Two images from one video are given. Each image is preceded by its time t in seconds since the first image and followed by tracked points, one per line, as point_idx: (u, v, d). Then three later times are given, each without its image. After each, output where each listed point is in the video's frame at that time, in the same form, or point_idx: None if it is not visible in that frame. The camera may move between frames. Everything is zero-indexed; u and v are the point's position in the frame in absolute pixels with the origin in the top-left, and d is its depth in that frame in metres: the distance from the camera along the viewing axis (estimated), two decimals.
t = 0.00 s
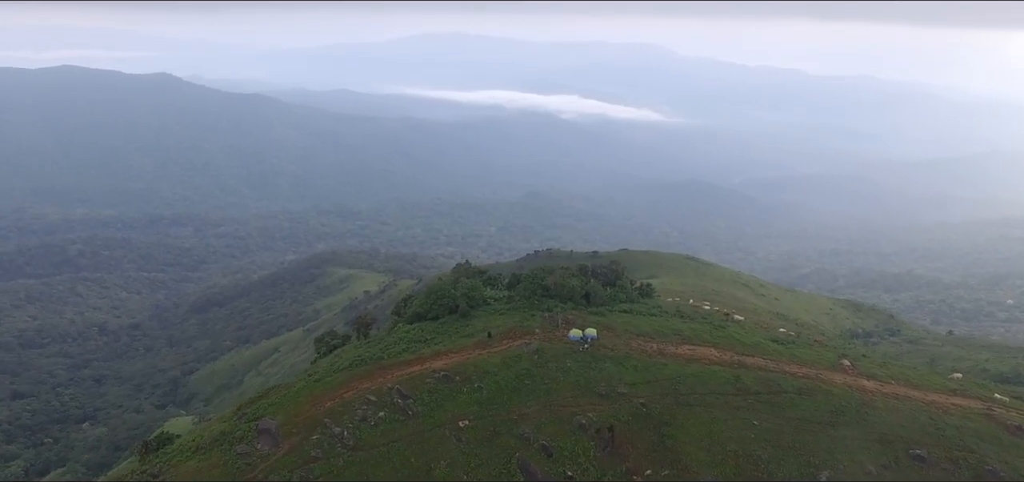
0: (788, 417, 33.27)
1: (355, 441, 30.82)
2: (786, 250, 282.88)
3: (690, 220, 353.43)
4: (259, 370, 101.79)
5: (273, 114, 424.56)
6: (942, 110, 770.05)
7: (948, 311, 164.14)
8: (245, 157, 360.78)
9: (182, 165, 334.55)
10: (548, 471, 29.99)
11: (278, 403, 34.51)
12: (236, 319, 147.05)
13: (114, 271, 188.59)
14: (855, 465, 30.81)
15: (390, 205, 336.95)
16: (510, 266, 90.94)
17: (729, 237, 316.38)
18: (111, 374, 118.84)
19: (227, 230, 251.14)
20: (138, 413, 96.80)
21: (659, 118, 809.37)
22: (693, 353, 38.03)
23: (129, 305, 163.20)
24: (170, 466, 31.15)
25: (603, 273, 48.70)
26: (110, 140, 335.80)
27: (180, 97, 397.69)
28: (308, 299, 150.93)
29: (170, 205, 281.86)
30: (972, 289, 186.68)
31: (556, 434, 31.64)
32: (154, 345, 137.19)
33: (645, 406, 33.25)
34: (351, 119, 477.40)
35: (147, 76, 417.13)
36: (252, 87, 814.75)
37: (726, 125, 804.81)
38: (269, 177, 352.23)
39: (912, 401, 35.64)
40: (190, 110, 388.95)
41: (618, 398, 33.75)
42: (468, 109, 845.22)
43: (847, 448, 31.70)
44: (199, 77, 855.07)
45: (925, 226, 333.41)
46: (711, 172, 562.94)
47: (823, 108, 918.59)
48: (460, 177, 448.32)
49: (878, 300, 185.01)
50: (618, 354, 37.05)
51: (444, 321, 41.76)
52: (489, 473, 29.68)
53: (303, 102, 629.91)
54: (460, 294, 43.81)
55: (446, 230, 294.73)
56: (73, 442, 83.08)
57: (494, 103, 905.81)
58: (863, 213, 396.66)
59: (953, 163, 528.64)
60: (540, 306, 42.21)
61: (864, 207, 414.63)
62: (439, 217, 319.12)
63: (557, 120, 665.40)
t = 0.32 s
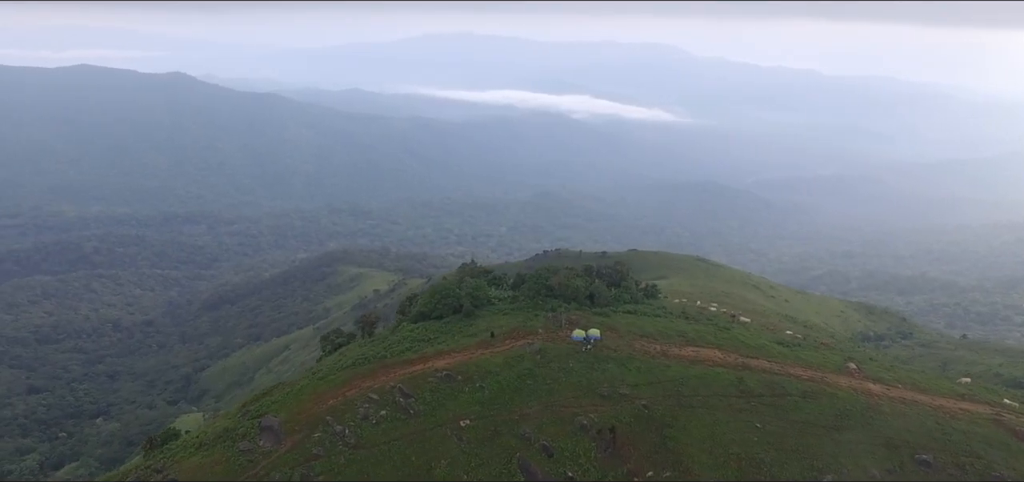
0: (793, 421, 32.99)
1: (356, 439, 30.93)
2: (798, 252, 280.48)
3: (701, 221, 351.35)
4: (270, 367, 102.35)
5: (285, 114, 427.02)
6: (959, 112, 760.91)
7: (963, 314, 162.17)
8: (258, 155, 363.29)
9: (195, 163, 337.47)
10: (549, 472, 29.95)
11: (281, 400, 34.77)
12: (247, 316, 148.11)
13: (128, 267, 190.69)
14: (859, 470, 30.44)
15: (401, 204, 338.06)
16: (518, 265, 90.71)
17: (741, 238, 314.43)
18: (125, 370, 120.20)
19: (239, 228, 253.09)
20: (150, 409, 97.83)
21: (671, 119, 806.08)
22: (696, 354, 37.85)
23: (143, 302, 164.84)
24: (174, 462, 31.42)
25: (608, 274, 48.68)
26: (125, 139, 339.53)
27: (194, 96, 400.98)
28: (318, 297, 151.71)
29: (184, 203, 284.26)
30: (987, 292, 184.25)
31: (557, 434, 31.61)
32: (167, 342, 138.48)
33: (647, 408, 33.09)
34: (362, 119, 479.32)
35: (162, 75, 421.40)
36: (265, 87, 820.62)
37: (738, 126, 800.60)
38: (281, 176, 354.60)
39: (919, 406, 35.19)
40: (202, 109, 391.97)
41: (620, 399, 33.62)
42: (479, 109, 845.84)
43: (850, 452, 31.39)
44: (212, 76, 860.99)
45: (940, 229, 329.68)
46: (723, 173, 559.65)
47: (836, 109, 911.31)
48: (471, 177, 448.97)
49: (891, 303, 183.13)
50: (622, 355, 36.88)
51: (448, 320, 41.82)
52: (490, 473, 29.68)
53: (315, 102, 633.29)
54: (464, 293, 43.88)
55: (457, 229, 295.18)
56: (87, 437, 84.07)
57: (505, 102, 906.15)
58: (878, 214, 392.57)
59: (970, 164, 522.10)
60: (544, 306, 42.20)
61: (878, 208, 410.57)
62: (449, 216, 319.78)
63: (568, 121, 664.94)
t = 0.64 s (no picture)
0: (798, 424, 32.72)
1: (358, 437, 31.07)
2: (812, 253, 278.06)
3: (714, 222, 349.20)
4: (281, 365, 102.84)
5: (298, 113, 429.47)
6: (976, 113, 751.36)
7: (979, 318, 160.03)
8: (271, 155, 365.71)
9: (209, 162, 340.60)
10: (550, 472, 29.89)
11: (285, 398, 34.97)
12: (259, 314, 149.23)
13: (143, 265, 192.85)
14: (864, 475, 30.11)
15: (413, 204, 338.85)
16: (527, 265, 90.60)
17: (753, 240, 312.36)
18: (138, 366, 121.42)
19: (252, 226, 255.02)
20: (163, 405, 98.88)
21: (683, 119, 802.56)
22: (700, 356, 37.61)
23: (157, 299, 166.66)
24: (178, 457, 31.71)
25: (614, 275, 48.51)
26: (140, 139, 343.37)
27: (208, 95, 404.70)
28: (329, 295, 152.53)
29: (197, 201, 286.87)
30: (1004, 296, 181.82)
31: (558, 435, 31.54)
32: (180, 339, 139.85)
33: (649, 410, 32.92)
34: (374, 119, 481.32)
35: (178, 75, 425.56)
36: (279, 86, 826.18)
37: (751, 127, 795.74)
38: (294, 175, 356.92)
39: (926, 410, 34.77)
40: (216, 108, 395.40)
41: (622, 401, 33.52)
42: (490, 109, 846.60)
43: (855, 456, 31.02)
44: (227, 76, 868.12)
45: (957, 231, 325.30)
46: (736, 173, 555.93)
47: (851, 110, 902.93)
48: (483, 177, 449.56)
49: (906, 306, 181.06)
50: (625, 356, 36.75)
51: (452, 320, 41.90)
52: (491, 472, 29.68)
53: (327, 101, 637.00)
54: (468, 293, 43.92)
55: (468, 229, 295.62)
56: (101, 432, 85.10)
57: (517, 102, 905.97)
58: (893, 216, 388.29)
59: (988, 166, 515.10)
60: (548, 306, 42.15)
61: (893, 210, 406.10)
62: (460, 216, 320.30)
63: (580, 121, 664.11)
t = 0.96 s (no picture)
0: (804, 427, 32.41)
1: (361, 435, 31.17)
2: (826, 256, 275.46)
3: (726, 223, 347.13)
4: (292, 363, 103.21)
5: (311, 112, 432.14)
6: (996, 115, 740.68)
7: (995, 323, 157.72)
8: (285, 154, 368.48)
9: (224, 161, 343.73)
10: (551, 473, 29.82)
11: (290, 395, 35.18)
12: (271, 312, 150.42)
13: (158, 262, 195.07)
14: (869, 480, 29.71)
15: (425, 203, 339.67)
16: (535, 265, 90.54)
17: (766, 242, 309.93)
18: (152, 361, 122.73)
19: (265, 225, 257.08)
20: (176, 401, 100.04)
21: (696, 120, 798.19)
22: (705, 358, 37.39)
23: (171, 296, 168.50)
24: (184, 453, 32.04)
25: (620, 275, 48.39)
26: (156, 137, 347.23)
27: (223, 95, 408.34)
28: (340, 294, 153.36)
29: (211, 199, 289.63)
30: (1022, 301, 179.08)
31: (560, 436, 31.47)
32: (194, 335, 141.21)
33: (653, 411, 32.77)
34: (387, 118, 483.40)
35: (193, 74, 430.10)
36: (292, 86, 832.33)
37: (766, 128, 789.28)
38: (306, 174, 359.19)
39: (934, 415, 34.32)
40: (231, 107, 398.75)
41: (625, 402, 33.34)
42: (502, 109, 847.13)
43: (861, 461, 30.66)
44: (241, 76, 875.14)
45: (976, 234, 320.58)
46: (750, 174, 551.71)
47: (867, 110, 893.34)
48: (495, 177, 450.03)
49: (921, 310, 178.93)
50: (629, 357, 36.60)
51: (457, 319, 41.92)
52: (492, 472, 29.69)
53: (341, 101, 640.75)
54: (473, 292, 43.94)
55: (479, 228, 295.89)
56: (115, 426, 86.20)
57: (529, 102, 905.41)
58: (909, 219, 383.77)
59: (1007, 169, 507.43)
60: (553, 306, 42.08)
61: (910, 212, 401.28)
62: (472, 216, 320.63)
63: (592, 121, 662.42)
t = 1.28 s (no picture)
0: (809, 431, 32.13)
1: (364, 433, 31.32)
2: (842, 258, 272.42)
3: (740, 224, 344.55)
4: (305, 360, 103.70)
5: (325, 111, 434.82)
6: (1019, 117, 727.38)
7: (1014, 328, 155.11)
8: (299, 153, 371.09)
9: (239, 159, 346.63)
10: (553, 473, 29.75)
11: (294, 393, 35.40)
12: (284, 309, 151.55)
13: (174, 259, 197.35)
14: None
15: (438, 203, 340.49)
16: (545, 265, 90.33)
17: (781, 243, 307.36)
18: (167, 358, 124.14)
19: (280, 224, 259.07)
20: (190, 397, 101.10)
21: (711, 122, 793.22)
22: (711, 360, 37.14)
23: (186, 293, 170.38)
24: (189, 448, 32.36)
25: (627, 277, 48.19)
26: (173, 135, 351.24)
27: (238, 94, 412.25)
28: (353, 292, 154.09)
29: (227, 197, 292.49)
30: None
31: (563, 437, 31.35)
32: (208, 332, 142.65)
33: (657, 413, 32.58)
34: (401, 118, 485.28)
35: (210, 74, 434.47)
36: (307, 85, 838.28)
37: (782, 129, 782.83)
38: (320, 172, 361.52)
39: (943, 421, 33.88)
40: (246, 106, 402.26)
41: (629, 404, 33.20)
42: (516, 109, 847.61)
43: (867, 466, 30.35)
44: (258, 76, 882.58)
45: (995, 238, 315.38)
46: (765, 175, 547.10)
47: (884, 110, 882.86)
48: (508, 176, 450.18)
49: (938, 314, 176.54)
50: (633, 359, 36.47)
51: (462, 319, 42.00)
52: (494, 472, 29.66)
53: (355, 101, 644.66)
54: (479, 293, 43.95)
55: (491, 228, 296.09)
56: (130, 421, 87.19)
57: (542, 102, 905.51)
58: (927, 221, 378.68)
59: None
60: (559, 307, 42.00)
61: (928, 215, 395.71)
62: (484, 215, 320.96)
63: (606, 122, 660.80)
